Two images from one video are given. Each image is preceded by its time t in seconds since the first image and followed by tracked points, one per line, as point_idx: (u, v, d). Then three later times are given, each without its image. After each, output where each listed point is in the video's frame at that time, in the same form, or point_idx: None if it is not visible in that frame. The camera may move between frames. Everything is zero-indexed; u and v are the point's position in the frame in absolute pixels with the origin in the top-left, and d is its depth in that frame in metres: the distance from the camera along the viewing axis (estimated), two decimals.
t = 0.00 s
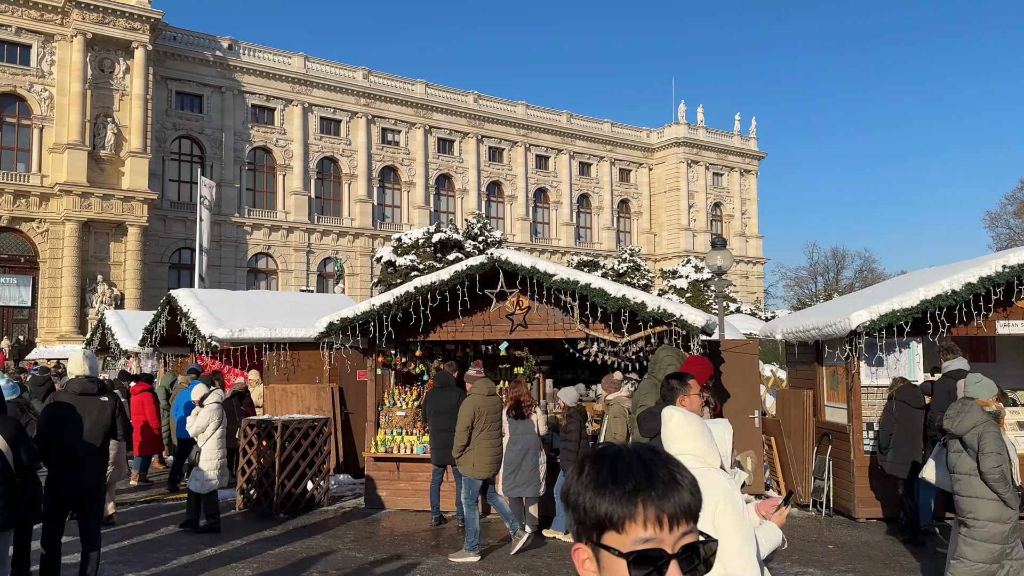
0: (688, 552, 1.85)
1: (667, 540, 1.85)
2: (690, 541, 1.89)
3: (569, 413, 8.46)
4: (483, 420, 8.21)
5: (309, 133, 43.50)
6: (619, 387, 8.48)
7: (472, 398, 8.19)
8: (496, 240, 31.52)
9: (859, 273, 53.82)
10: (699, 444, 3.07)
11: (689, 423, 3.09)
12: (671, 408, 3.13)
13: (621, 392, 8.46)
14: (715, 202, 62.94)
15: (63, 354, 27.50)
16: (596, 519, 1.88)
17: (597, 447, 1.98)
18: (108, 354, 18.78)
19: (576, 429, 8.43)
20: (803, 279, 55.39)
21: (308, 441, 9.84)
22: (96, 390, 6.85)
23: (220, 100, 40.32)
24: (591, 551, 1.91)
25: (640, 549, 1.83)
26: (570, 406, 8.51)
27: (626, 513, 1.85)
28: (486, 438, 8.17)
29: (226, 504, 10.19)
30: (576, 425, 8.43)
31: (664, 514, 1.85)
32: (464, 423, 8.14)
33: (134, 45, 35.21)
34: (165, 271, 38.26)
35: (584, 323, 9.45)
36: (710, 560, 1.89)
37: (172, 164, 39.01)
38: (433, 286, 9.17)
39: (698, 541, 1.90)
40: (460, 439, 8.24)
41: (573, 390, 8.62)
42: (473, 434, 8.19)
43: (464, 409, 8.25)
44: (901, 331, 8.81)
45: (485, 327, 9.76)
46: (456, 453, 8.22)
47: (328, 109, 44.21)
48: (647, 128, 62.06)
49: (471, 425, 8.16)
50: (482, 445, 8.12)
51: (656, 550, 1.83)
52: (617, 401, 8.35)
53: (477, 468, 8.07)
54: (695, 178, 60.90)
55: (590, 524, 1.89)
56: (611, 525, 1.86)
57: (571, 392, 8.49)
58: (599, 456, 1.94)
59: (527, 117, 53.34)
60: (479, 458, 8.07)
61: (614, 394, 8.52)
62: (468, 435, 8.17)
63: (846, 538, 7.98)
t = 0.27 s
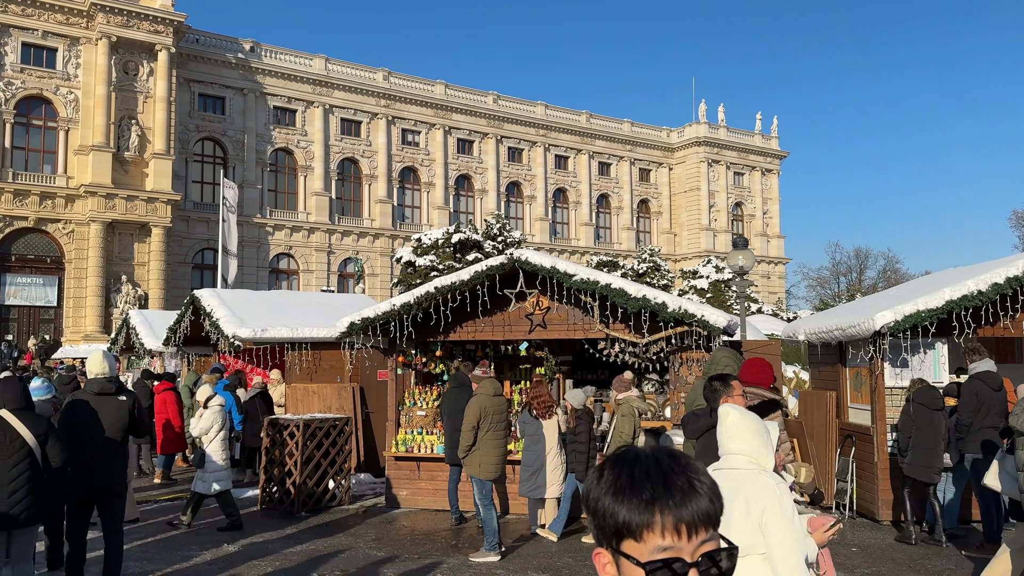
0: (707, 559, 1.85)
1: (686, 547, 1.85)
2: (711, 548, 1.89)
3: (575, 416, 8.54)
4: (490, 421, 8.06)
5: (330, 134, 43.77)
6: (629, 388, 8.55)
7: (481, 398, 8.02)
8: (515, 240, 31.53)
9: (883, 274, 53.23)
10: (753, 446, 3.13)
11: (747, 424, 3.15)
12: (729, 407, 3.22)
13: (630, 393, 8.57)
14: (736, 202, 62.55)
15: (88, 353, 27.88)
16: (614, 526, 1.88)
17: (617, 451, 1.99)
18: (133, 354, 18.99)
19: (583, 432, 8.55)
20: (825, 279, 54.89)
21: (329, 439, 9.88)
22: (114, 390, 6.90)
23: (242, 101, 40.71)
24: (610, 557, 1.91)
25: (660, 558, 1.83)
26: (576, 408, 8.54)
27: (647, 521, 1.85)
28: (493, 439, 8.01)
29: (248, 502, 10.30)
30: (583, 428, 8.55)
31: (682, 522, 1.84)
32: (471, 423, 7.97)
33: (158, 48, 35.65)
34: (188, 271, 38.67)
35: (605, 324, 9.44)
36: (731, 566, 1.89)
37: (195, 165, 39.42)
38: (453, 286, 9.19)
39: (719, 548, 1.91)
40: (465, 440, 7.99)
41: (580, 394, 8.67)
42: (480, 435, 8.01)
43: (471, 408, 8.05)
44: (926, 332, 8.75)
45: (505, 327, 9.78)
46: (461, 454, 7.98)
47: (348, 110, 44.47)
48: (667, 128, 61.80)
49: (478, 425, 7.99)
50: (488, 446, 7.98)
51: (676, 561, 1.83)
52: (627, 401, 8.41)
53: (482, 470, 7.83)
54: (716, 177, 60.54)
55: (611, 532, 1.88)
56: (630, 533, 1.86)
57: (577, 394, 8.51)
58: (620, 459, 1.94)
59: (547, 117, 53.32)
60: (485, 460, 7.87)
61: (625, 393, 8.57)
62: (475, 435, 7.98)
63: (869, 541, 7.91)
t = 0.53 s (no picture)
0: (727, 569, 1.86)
1: (705, 559, 1.86)
2: (732, 557, 1.89)
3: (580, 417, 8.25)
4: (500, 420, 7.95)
5: (350, 135, 44.01)
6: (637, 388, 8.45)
7: (489, 397, 7.95)
8: (534, 241, 31.54)
9: (906, 274, 52.63)
10: (802, 447, 3.17)
11: (797, 424, 3.21)
12: (782, 407, 3.27)
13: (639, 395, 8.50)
14: (757, 202, 62.13)
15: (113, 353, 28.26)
16: (633, 534, 1.89)
17: (636, 454, 1.98)
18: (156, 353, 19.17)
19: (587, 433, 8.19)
20: (847, 280, 54.39)
21: (350, 439, 9.90)
22: (130, 387, 7.08)
23: (263, 103, 41.03)
24: (631, 562, 1.92)
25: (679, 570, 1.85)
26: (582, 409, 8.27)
27: (666, 531, 1.85)
28: (502, 440, 7.91)
29: (268, 501, 10.37)
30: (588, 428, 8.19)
31: (700, 532, 1.84)
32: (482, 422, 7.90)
33: (181, 50, 36.05)
34: (210, 271, 39.03)
35: (624, 324, 9.40)
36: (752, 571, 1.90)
37: (217, 167, 39.81)
38: (472, 286, 9.21)
39: (740, 554, 1.92)
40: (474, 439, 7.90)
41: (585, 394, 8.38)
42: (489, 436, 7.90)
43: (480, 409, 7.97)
44: (951, 334, 8.68)
45: (524, 328, 9.77)
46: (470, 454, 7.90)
47: (367, 111, 44.69)
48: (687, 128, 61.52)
49: (488, 425, 7.90)
50: (496, 446, 7.87)
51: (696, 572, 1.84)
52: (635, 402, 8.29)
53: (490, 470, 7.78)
54: (736, 177, 60.17)
55: (630, 541, 1.89)
56: (649, 542, 1.86)
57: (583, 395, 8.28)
58: (638, 464, 1.93)
59: (566, 117, 53.29)
60: (494, 460, 7.81)
61: (634, 394, 8.53)
62: (484, 436, 7.89)
63: (891, 545, 7.82)
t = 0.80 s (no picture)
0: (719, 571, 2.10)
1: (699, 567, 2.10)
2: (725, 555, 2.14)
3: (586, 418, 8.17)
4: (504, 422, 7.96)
5: (368, 136, 44.20)
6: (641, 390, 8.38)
7: (492, 397, 7.98)
8: (552, 241, 31.52)
9: (929, 274, 52.01)
10: (852, 450, 3.34)
11: (850, 427, 3.37)
12: (836, 409, 3.44)
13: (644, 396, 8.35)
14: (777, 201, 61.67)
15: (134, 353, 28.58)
16: (630, 550, 2.13)
17: (624, 472, 2.21)
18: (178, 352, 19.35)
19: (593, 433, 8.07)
20: (869, 280, 53.84)
21: (370, 439, 9.96)
22: (146, 386, 7.09)
23: (284, 105, 41.33)
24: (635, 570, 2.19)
25: None
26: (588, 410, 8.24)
27: (658, 546, 2.09)
28: (506, 441, 7.91)
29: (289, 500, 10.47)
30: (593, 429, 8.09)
31: (686, 543, 2.08)
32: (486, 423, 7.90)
33: (202, 52, 36.41)
34: (230, 271, 39.35)
35: (644, 324, 9.37)
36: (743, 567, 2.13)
37: (238, 168, 40.15)
38: (491, 287, 9.22)
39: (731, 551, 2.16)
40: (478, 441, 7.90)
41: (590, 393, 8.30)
42: (493, 436, 7.90)
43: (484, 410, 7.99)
44: (976, 335, 8.69)
45: (543, 328, 9.78)
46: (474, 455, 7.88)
47: (386, 112, 44.86)
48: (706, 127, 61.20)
49: (494, 425, 7.90)
50: (501, 447, 7.87)
51: None
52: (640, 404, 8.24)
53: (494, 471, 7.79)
54: (756, 176, 59.75)
55: (628, 554, 2.14)
56: (645, 557, 2.11)
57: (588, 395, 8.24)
58: (626, 485, 2.17)
59: (584, 117, 53.21)
60: (499, 460, 7.82)
61: (639, 396, 8.50)
62: (490, 436, 7.89)
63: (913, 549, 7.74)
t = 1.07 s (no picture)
0: None
1: None
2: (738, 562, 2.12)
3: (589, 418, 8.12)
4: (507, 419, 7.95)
5: (387, 138, 44.39)
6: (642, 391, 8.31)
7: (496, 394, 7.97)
8: (570, 241, 31.49)
9: (952, 274, 51.35)
10: (904, 451, 3.31)
11: (902, 429, 3.33)
12: (885, 410, 3.40)
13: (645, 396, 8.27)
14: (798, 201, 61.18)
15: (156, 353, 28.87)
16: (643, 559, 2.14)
17: (634, 480, 2.20)
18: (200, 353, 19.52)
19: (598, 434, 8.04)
20: (890, 280, 53.25)
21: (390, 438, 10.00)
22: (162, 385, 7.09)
23: (303, 106, 41.62)
24: None
25: None
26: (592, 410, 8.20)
27: (669, 555, 2.09)
28: (508, 438, 7.92)
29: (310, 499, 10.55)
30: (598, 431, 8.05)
31: (695, 552, 2.08)
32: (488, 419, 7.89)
33: (223, 55, 36.75)
34: (250, 272, 39.65)
35: (663, 325, 9.34)
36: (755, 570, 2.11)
37: (258, 169, 40.50)
38: (510, 287, 9.23)
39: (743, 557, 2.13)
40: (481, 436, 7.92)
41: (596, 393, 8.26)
42: (497, 433, 7.92)
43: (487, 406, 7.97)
44: (1001, 335, 8.56)
45: (562, 328, 9.77)
46: (477, 451, 7.89)
47: (404, 113, 45.04)
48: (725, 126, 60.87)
49: (496, 421, 7.91)
50: (503, 444, 7.90)
51: None
52: (641, 405, 8.18)
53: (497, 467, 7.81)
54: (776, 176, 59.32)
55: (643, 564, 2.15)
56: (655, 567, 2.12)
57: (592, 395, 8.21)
58: (636, 493, 2.17)
59: (602, 117, 53.12)
60: (501, 455, 7.86)
61: (638, 397, 8.41)
62: (493, 432, 7.91)
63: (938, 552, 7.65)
